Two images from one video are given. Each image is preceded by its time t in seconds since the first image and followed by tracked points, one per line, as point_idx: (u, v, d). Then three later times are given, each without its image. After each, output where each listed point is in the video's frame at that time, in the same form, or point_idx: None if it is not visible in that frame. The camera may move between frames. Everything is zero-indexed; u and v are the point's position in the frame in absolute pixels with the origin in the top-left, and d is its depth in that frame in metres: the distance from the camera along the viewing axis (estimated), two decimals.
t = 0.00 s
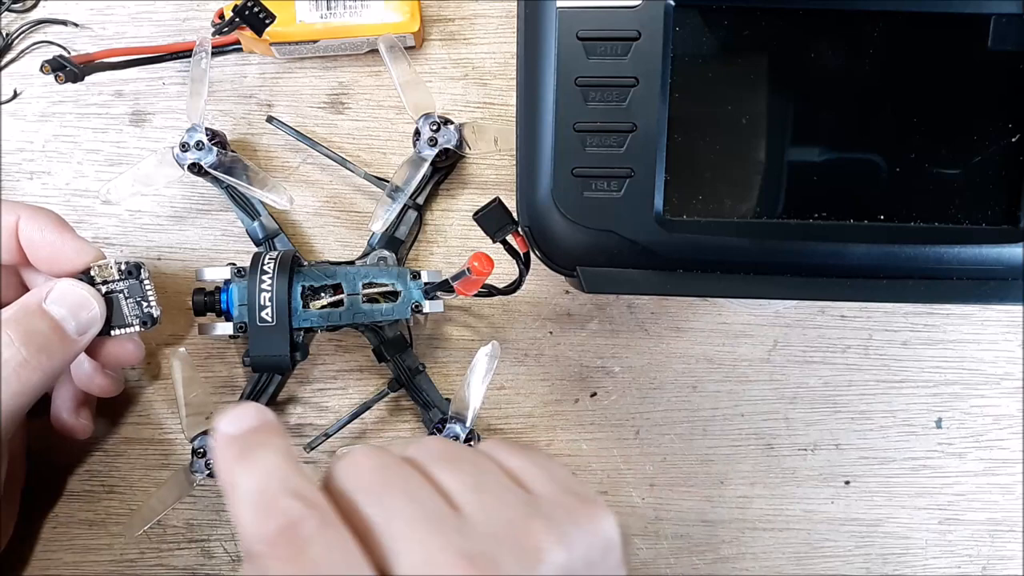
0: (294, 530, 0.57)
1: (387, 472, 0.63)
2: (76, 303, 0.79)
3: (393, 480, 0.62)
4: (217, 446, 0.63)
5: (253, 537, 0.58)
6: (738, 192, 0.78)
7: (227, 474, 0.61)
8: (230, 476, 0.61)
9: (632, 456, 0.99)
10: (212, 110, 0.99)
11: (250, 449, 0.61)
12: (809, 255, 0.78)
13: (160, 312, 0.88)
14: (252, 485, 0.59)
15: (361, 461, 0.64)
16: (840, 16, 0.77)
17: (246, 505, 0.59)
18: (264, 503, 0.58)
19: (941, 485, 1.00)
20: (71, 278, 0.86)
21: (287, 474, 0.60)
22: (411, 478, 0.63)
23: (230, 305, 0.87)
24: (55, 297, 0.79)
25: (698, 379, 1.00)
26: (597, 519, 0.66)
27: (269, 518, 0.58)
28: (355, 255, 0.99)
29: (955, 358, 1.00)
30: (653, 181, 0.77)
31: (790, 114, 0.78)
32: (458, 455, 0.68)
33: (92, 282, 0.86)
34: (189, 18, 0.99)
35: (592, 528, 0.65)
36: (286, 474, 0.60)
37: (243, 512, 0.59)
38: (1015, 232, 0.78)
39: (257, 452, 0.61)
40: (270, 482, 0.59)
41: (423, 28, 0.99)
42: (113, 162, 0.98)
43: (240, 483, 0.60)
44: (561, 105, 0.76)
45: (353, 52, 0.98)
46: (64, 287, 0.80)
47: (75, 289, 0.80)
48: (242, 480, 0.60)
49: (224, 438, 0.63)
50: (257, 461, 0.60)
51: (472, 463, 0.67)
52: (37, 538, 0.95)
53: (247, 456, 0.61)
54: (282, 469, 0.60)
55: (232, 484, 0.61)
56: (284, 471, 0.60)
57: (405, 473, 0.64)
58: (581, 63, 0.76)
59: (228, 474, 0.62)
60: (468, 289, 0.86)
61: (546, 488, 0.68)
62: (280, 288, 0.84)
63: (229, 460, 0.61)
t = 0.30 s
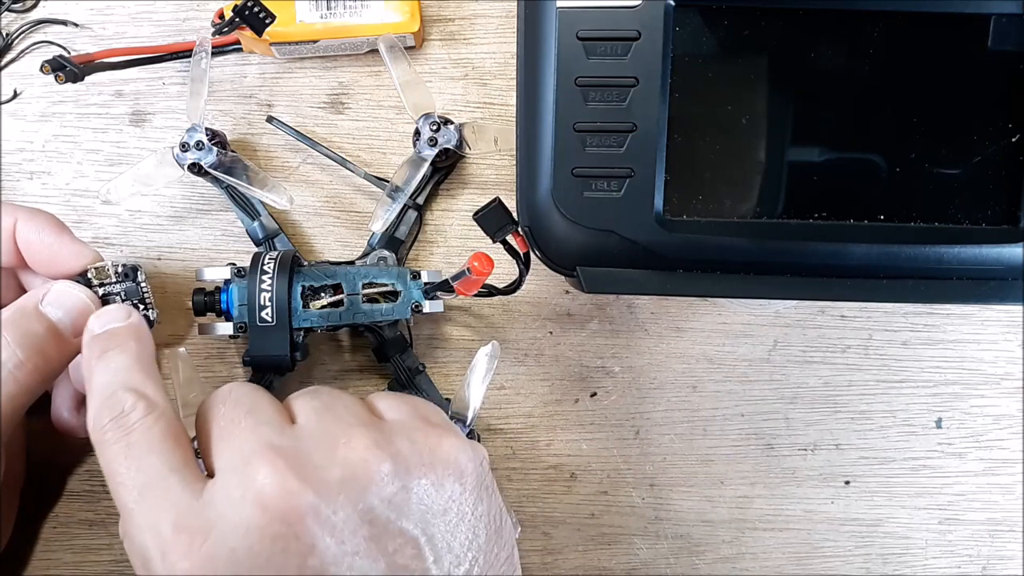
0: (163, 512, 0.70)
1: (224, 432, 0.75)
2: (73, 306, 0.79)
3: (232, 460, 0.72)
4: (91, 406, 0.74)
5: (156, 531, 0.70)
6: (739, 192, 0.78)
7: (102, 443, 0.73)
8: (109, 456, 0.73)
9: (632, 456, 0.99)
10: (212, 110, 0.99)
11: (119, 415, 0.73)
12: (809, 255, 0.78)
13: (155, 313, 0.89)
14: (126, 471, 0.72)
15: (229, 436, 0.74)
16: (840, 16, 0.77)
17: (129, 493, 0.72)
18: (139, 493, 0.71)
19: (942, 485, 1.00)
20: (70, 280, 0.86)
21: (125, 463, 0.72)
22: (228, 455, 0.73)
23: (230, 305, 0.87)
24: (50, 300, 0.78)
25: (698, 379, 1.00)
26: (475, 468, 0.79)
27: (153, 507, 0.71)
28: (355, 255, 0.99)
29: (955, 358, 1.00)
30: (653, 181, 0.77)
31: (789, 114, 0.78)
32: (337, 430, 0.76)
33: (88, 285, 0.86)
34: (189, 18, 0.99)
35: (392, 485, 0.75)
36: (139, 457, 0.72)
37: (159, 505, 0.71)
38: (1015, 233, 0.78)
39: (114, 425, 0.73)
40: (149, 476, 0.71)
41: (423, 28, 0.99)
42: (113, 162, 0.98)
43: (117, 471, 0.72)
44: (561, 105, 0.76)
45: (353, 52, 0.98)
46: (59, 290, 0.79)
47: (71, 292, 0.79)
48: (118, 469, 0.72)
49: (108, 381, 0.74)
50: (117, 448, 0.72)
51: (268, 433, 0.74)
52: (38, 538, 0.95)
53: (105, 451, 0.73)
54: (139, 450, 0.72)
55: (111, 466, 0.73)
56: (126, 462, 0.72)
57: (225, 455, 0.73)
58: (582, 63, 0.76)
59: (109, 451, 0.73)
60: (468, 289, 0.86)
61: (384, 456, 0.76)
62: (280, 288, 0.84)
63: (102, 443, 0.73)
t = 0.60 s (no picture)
0: (328, 523, 0.60)
1: (290, 437, 0.68)
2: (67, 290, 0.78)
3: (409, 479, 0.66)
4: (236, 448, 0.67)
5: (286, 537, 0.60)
6: (739, 192, 0.78)
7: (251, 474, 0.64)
8: (260, 482, 0.63)
9: (632, 456, 0.99)
10: (211, 110, 0.99)
11: (279, 451, 0.66)
12: (809, 255, 0.78)
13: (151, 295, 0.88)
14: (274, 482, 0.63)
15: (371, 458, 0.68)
16: (840, 16, 0.77)
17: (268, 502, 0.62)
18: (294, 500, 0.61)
19: (942, 485, 1.00)
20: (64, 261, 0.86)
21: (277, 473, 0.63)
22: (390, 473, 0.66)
23: (229, 305, 0.87)
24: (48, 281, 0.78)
25: (698, 379, 1.00)
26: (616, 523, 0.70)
27: (306, 513, 0.61)
28: (355, 255, 0.99)
29: (955, 358, 1.00)
30: (653, 181, 0.77)
31: (789, 114, 0.78)
32: (454, 465, 0.71)
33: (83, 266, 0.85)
34: (189, 18, 0.99)
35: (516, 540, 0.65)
36: (292, 471, 0.64)
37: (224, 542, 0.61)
38: (1015, 232, 0.78)
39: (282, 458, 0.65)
40: (307, 482, 0.63)
41: (423, 28, 0.99)
42: (113, 162, 0.98)
43: (266, 484, 0.63)
44: (561, 105, 0.76)
45: (353, 52, 0.98)
46: (54, 274, 0.78)
47: (66, 276, 0.79)
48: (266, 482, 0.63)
49: (238, 440, 0.68)
50: (276, 465, 0.64)
51: (456, 471, 0.70)
52: (38, 538, 0.95)
53: (256, 463, 0.65)
54: (292, 466, 0.64)
55: (258, 485, 0.64)
56: (278, 470, 0.64)
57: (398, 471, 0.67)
58: (581, 63, 0.76)
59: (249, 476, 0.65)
60: (468, 289, 0.86)
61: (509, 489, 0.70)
62: (280, 288, 0.84)
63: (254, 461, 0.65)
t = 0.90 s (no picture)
0: (556, 512, 0.71)
1: (472, 451, 0.78)
2: (78, 251, 0.78)
3: (585, 482, 0.81)
4: (426, 471, 0.76)
5: (515, 524, 0.71)
6: (739, 192, 0.78)
7: (454, 484, 0.74)
8: (460, 485, 0.74)
9: (632, 456, 0.99)
10: (211, 110, 0.99)
11: (476, 459, 0.76)
12: (809, 255, 0.78)
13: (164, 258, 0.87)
14: (485, 481, 0.73)
15: (554, 467, 0.84)
16: (840, 16, 0.77)
17: (477, 500, 0.72)
18: (503, 494, 0.72)
19: (941, 485, 1.00)
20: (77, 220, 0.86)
21: (483, 475, 0.74)
22: (597, 486, 0.81)
23: (230, 305, 0.87)
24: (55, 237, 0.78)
25: (698, 379, 1.00)
26: (726, 522, 0.85)
27: (531, 501, 0.72)
28: (355, 255, 0.99)
29: (955, 358, 1.00)
30: (653, 181, 0.77)
31: (789, 114, 0.78)
32: (617, 474, 0.87)
33: (98, 225, 0.85)
34: (189, 18, 0.99)
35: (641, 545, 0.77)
36: (497, 474, 0.74)
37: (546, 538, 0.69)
38: (1015, 232, 0.78)
39: (459, 470, 0.75)
40: (515, 479, 0.74)
41: (423, 28, 0.99)
42: (113, 162, 0.98)
43: (468, 484, 0.73)
44: (561, 105, 0.76)
45: (353, 52, 0.98)
46: (66, 231, 0.78)
47: (76, 234, 0.79)
48: (471, 483, 0.73)
49: (428, 461, 0.76)
50: (481, 470, 0.74)
51: (617, 478, 0.86)
52: (38, 537, 0.95)
53: (455, 471, 0.74)
54: (497, 469, 0.75)
55: (460, 489, 0.74)
56: (483, 473, 0.74)
57: (593, 482, 0.82)
58: (581, 63, 0.76)
59: (442, 487, 0.75)
60: (468, 289, 0.86)
61: (685, 498, 0.87)
62: (280, 288, 0.84)
63: (457, 468, 0.75)
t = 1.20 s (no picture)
0: (553, 514, 0.71)
1: (470, 457, 0.79)
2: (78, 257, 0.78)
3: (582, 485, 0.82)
4: (425, 476, 0.77)
5: (513, 526, 0.71)
6: (739, 192, 0.78)
7: (452, 488, 0.75)
8: (458, 489, 0.74)
9: (632, 456, 0.99)
10: (211, 110, 0.99)
11: (473, 465, 0.76)
12: (809, 255, 0.78)
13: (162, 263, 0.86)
14: (483, 485, 0.74)
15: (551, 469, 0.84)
16: (840, 16, 0.77)
17: (475, 505, 0.73)
18: (499, 497, 0.72)
19: (941, 485, 1.00)
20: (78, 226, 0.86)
21: (481, 479, 0.74)
22: (594, 489, 0.82)
23: (230, 305, 0.87)
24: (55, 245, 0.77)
25: (698, 379, 1.00)
26: (723, 522, 0.85)
27: (528, 504, 0.72)
28: (355, 255, 0.99)
29: (955, 358, 1.00)
30: (653, 181, 0.77)
31: (789, 114, 0.78)
32: (614, 475, 0.87)
33: (98, 233, 0.85)
34: (189, 18, 0.99)
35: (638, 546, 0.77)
36: (494, 477, 0.75)
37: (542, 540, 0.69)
38: (1015, 233, 0.78)
39: (455, 475, 0.75)
40: (512, 483, 0.74)
41: (423, 28, 0.99)
42: (113, 162, 0.98)
43: (466, 489, 0.74)
44: (561, 105, 0.76)
45: (353, 52, 0.98)
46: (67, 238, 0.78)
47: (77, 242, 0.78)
48: (469, 487, 0.74)
49: (426, 467, 0.77)
50: (478, 475, 0.75)
51: (614, 479, 0.87)
52: (38, 537, 0.95)
53: (453, 476, 0.75)
54: (494, 473, 0.75)
55: (458, 493, 0.74)
56: (481, 477, 0.74)
57: (590, 485, 0.82)
58: (581, 63, 0.76)
59: (441, 493, 0.76)
60: (468, 289, 0.86)
61: (681, 499, 0.86)
62: (280, 288, 0.84)
63: (455, 472, 0.75)
